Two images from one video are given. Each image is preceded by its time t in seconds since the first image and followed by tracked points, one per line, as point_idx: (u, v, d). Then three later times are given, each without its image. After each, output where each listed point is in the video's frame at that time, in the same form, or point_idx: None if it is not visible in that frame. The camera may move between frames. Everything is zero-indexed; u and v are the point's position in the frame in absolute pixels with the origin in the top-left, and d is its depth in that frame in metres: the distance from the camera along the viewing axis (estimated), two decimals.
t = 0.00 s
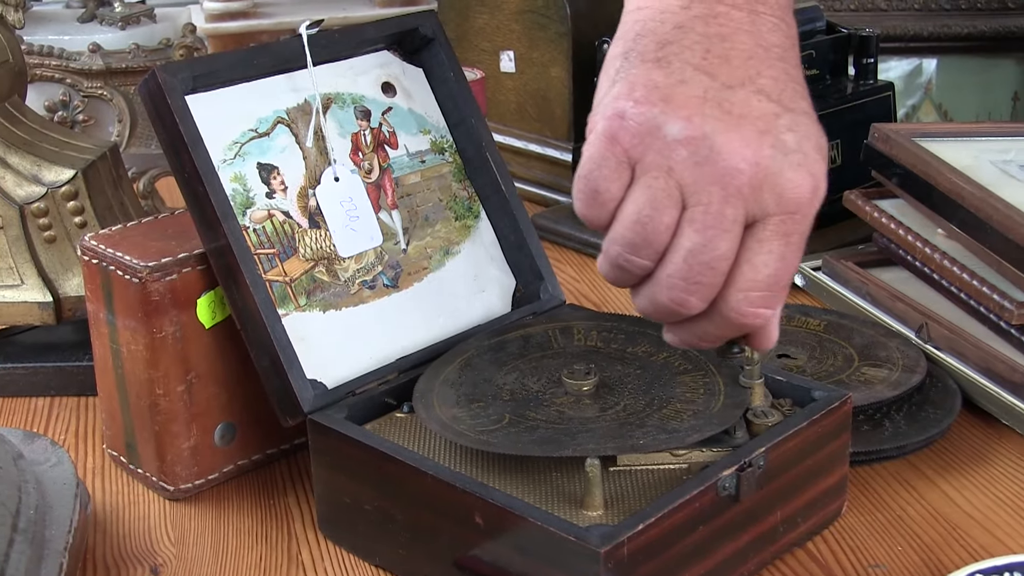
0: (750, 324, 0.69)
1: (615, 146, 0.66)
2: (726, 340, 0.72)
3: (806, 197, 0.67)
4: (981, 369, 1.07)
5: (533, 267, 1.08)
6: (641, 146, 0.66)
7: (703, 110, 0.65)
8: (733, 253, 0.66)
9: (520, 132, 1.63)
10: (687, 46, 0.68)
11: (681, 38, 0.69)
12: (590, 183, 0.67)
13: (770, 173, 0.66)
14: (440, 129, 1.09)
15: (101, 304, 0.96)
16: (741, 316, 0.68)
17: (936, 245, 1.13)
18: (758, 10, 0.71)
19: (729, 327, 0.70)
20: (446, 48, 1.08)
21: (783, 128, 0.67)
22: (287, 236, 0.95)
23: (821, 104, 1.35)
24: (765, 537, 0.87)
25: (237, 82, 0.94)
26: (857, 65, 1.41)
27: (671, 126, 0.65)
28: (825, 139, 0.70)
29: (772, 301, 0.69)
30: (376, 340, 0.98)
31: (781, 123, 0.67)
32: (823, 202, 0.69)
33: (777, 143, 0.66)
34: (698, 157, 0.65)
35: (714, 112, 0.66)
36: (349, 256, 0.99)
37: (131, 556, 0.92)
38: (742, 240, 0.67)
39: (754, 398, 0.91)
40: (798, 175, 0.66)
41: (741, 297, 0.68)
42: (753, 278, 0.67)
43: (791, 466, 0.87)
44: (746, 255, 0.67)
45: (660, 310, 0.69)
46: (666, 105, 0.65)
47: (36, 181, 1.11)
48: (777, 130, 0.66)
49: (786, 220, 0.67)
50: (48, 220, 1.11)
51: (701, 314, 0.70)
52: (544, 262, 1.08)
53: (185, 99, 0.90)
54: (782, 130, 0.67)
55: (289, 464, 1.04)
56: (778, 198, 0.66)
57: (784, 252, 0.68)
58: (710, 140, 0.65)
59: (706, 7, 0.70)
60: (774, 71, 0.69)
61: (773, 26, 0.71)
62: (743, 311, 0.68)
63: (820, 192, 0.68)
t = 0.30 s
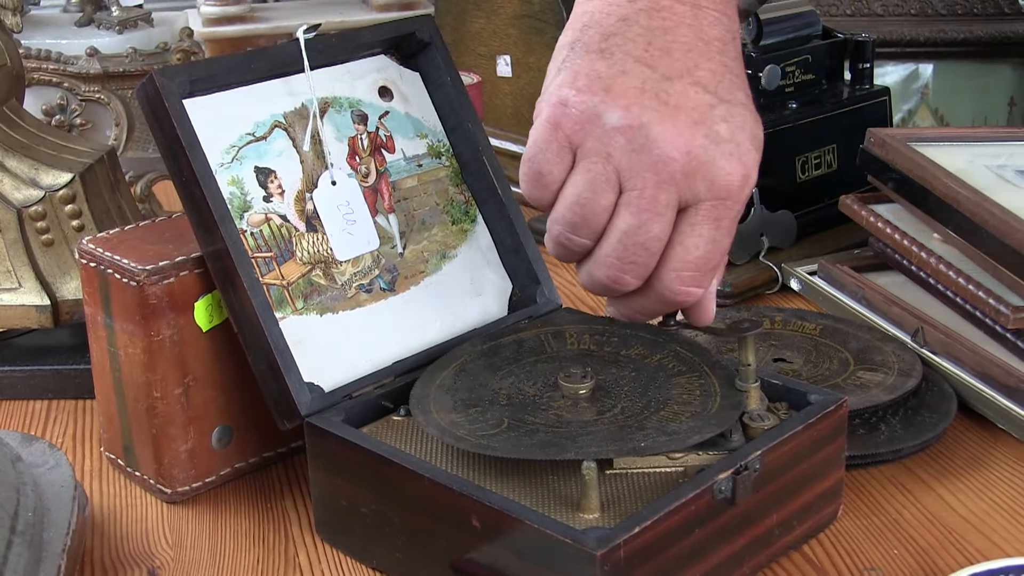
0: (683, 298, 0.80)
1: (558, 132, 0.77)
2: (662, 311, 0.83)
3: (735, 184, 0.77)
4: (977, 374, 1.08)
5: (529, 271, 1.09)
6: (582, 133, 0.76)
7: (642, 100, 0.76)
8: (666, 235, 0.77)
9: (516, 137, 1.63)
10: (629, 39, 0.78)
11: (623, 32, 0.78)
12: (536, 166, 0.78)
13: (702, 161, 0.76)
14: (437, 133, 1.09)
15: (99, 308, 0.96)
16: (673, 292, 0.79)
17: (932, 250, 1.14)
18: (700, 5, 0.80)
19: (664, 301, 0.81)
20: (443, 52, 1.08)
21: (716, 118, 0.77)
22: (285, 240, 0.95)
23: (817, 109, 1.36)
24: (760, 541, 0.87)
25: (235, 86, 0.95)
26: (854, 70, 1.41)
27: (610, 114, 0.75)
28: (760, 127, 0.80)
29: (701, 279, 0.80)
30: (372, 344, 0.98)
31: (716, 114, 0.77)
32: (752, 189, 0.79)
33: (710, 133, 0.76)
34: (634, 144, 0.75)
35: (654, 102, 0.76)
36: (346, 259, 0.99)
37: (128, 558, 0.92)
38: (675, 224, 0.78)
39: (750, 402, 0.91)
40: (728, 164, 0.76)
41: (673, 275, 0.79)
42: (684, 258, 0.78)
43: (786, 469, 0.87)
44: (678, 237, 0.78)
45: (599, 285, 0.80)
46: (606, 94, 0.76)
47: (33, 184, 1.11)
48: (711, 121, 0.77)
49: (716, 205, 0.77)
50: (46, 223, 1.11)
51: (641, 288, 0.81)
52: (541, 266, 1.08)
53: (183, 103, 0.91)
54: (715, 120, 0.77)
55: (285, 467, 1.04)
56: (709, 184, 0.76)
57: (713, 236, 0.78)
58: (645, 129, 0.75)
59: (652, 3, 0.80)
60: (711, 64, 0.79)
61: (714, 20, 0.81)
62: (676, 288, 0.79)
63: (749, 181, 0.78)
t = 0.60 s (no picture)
0: (745, 281, 0.80)
1: (623, 129, 0.74)
2: (720, 294, 0.83)
3: (792, 167, 0.78)
4: (977, 377, 1.08)
5: (529, 273, 1.09)
6: (647, 128, 0.75)
7: (698, 95, 0.75)
8: (730, 221, 0.77)
9: (516, 139, 1.64)
10: (680, 35, 0.78)
11: (674, 28, 0.79)
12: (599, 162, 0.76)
13: (761, 149, 0.76)
14: (438, 135, 1.09)
15: (99, 308, 0.96)
16: (738, 275, 0.79)
17: (932, 253, 1.13)
18: None
19: (727, 284, 0.81)
20: (444, 54, 1.08)
21: (768, 107, 0.78)
22: (285, 241, 0.95)
23: (816, 112, 1.36)
24: (759, 543, 0.87)
25: (236, 86, 0.95)
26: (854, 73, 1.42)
27: (673, 109, 0.75)
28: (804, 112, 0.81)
29: (763, 260, 0.80)
30: (372, 345, 0.98)
31: (767, 103, 0.78)
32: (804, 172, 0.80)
33: (765, 122, 0.77)
34: (699, 137, 0.75)
35: (709, 96, 0.76)
36: (346, 261, 0.99)
37: (128, 559, 0.92)
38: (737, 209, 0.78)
39: (750, 404, 0.92)
40: (784, 150, 0.77)
41: (739, 258, 0.78)
42: (748, 242, 0.78)
43: (786, 471, 0.87)
44: (741, 222, 0.78)
45: (665, 271, 0.79)
46: (666, 91, 0.75)
47: (33, 184, 1.11)
48: (764, 110, 0.77)
49: (775, 189, 0.78)
50: (46, 224, 1.11)
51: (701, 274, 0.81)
52: (541, 269, 1.08)
53: (183, 103, 0.91)
54: (768, 109, 0.78)
55: (284, 468, 1.04)
56: (768, 169, 0.77)
57: (774, 218, 0.79)
58: (707, 123, 0.75)
59: None
60: (757, 54, 0.80)
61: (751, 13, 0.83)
62: (741, 271, 0.79)
63: (802, 164, 0.79)
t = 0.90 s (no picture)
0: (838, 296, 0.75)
1: (710, 142, 0.70)
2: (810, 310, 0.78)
3: (885, 176, 0.73)
4: (979, 377, 1.07)
5: (528, 274, 1.08)
6: (736, 142, 0.70)
7: (789, 104, 0.71)
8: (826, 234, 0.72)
9: (515, 140, 1.63)
10: (761, 44, 0.74)
11: (753, 37, 0.75)
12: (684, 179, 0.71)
13: (855, 158, 0.71)
14: (437, 135, 1.09)
15: (96, 310, 0.96)
16: (833, 290, 0.74)
17: (933, 254, 1.13)
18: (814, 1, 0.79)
19: (817, 299, 0.76)
20: (443, 54, 1.08)
21: (857, 115, 0.73)
22: (283, 241, 0.95)
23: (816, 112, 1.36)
24: (760, 544, 0.86)
25: (234, 86, 0.94)
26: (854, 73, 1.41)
27: (765, 120, 0.70)
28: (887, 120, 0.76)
29: (857, 274, 0.75)
30: (371, 347, 0.98)
31: (855, 110, 0.73)
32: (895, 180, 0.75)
33: (855, 129, 0.72)
34: (792, 148, 0.70)
35: (799, 105, 0.71)
36: (344, 262, 0.99)
37: (126, 561, 0.92)
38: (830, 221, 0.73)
39: (751, 404, 0.91)
40: (877, 157, 0.72)
41: (834, 274, 0.73)
42: (842, 256, 0.73)
43: (787, 472, 0.87)
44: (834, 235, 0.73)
45: (756, 290, 0.75)
46: (755, 101, 0.70)
47: (31, 186, 1.11)
48: (853, 117, 0.72)
49: (868, 200, 0.73)
50: (43, 225, 1.10)
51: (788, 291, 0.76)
52: (539, 269, 1.08)
53: (181, 104, 0.90)
54: (857, 117, 0.73)
55: (283, 469, 1.03)
56: (861, 179, 0.72)
57: (868, 228, 0.73)
58: (801, 132, 0.70)
59: (769, 5, 0.77)
60: (839, 60, 0.76)
61: (828, 17, 0.79)
62: (834, 286, 0.74)
63: (893, 170, 0.74)
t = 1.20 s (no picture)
0: (836, 321, 0.74)
1: (706, 152, 0.70)
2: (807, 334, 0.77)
3: (891, 198, 0.72)
4: (980, 373, 1.07)
5: (530, 270, 1.08)
6: (734, 153, 0.70)
7: (792, 116, 0.70)
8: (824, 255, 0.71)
9: (517, 136, 1.63)
10: (766, 50, 0.72)
11: (759, 43, 0.73)
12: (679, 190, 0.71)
13: (859, 175, 0.70)
14: (437, 131, 1.09)
15: (97, 305, 0.96)
16: (829, 315, 0.74)
17: (935, 250, 1.11)
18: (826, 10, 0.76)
19: (812, 323, 0.75)
20: (444, 49, 1.08)
21: (866, 130, 0.72)
22: (284, 237, 0.94)
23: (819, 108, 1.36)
24: (762, 541, 0.86)
25: (235, 81, 0.94)
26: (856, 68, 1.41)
27: (764, 132, 0.70)
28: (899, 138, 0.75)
29: (856, 300, 0.74)
30: (371, 343, 0.98)
31: (865, 126, 0.72)
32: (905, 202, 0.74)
33: (863, 146, 0.71)
34: (791, 162, 0.70)
35: (804, 118, 0.70)
36: (345, 257, 0.99)
37: (127, 557, 0.92)
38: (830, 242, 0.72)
39: (753, 400, 0.91)
40: (883, 177, 0.71)
41: (831, 298, 0.73)
42: (842, 280, 0.72)
43: (788, 469, 0.86)
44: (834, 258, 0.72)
45: (749, 310, 0.74)
46: (755, 111, 0.70)
47: (31, 181, 1.10)
48: (861, 132, 0.72)
49: (872, 221, 0.72)
50: (44, 220, 1.10)
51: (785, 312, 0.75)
52: (541, 265, 1.08)
53: (182, 99, 0.90)
54: (865, 133, 0.72)
55: (283, 465, 1.03)
56: (864, 200, 0.71)
57: (871, 253, 0.72)
58: (802, 146, 0.70)
59: (778, 10, 0.74)
60: (849, 72, 0.74)
61: (842, 25, 0.76)
62: (832, 311, 0.73)
63: (902, 192, 0.73)
